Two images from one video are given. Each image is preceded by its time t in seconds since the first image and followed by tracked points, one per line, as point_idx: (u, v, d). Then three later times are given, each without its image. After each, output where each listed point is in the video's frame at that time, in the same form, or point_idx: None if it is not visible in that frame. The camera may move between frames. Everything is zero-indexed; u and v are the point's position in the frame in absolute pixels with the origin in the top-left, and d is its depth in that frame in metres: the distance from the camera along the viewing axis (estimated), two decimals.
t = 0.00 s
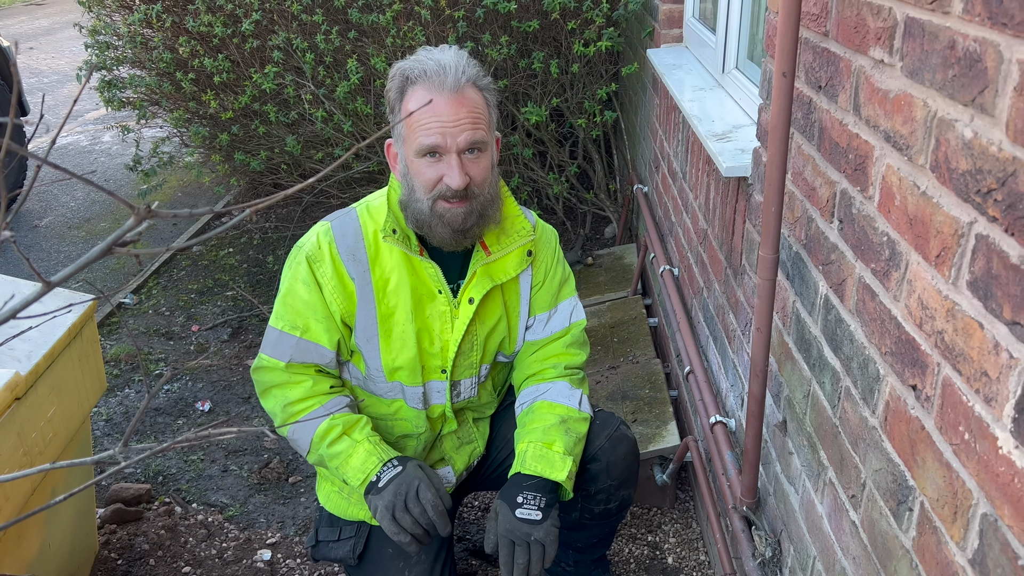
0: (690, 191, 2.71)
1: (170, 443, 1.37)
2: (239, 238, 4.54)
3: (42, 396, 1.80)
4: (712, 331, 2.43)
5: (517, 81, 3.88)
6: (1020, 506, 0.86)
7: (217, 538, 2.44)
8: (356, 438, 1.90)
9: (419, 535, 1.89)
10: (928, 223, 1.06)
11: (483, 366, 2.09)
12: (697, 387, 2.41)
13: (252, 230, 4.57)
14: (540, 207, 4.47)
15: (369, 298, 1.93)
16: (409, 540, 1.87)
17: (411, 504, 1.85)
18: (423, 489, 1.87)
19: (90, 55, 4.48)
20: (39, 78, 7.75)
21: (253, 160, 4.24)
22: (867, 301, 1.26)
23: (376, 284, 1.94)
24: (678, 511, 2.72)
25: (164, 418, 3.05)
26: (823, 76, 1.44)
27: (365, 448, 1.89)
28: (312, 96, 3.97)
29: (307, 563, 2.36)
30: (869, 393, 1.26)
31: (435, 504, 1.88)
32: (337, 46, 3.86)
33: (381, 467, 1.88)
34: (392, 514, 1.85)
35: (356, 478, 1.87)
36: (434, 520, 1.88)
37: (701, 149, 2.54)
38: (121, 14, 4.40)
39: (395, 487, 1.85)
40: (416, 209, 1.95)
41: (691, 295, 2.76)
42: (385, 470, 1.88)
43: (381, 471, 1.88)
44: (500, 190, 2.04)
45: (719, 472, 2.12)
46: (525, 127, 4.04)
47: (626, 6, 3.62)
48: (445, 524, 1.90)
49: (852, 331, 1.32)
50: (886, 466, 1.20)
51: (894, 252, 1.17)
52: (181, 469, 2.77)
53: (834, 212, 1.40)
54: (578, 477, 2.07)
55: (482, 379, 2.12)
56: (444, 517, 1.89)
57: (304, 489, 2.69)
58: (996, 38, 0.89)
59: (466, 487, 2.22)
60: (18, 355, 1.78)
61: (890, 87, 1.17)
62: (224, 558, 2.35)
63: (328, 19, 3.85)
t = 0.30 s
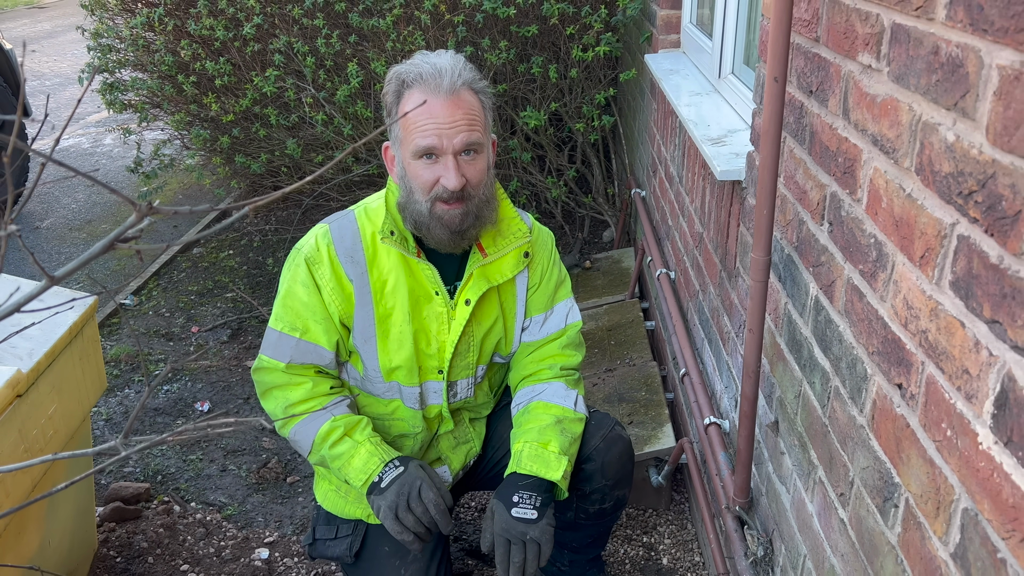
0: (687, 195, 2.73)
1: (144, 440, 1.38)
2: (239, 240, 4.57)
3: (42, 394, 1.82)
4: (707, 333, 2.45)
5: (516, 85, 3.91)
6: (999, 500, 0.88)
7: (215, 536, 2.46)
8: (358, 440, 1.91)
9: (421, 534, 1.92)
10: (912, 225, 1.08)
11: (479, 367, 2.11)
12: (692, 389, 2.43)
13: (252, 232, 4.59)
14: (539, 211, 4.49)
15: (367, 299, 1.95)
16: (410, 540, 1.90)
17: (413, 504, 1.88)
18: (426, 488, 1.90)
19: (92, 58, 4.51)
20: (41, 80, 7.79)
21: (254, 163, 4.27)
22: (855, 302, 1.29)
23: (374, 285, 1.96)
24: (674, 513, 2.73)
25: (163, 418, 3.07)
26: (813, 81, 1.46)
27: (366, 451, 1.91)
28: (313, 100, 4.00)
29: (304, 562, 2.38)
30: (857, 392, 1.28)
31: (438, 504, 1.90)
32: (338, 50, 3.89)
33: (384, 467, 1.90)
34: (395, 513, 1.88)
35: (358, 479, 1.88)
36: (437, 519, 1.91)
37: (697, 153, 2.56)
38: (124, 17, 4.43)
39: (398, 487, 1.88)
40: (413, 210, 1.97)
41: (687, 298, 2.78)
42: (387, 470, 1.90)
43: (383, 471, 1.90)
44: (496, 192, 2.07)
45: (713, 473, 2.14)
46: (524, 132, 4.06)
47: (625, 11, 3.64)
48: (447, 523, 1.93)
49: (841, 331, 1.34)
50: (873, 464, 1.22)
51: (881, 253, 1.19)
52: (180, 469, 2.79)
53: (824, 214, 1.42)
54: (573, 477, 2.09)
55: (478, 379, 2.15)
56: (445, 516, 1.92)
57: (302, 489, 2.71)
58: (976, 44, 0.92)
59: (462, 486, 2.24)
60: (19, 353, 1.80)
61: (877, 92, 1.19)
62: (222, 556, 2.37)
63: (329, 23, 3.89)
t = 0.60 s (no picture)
0: (684, 199, 2.76)
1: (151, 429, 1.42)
2: (241, 243, 4.61)
3: (48, 390, 1.85)
4: (704, 335, 2.48)
5: (517, 91, 3.95)
6: (977, 490, 0.91)
7: (216, 534, 2.49)
8: (358, 441, 1.95)
9: (415, 538, 1.96)
10: (897, 224, 1.11)
11: (478, 367, 2.14)
12: (689, 391, 2.46)
13: (255, 235, 4.63)
14: (539, 216, 4.53)
15: (369, 300, 1.98)
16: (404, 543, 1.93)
17: (410, 509, 1.92)
18: (421, 494, 1.94)
19: (98, 62, 4.57)
20: (46, 84, 7.86)
21: (257, 167, 4.31)
22: (843, 301, 1.32)
23: (376, 286, 1.99)
24: (670, 514, 2.76)
25: (165, 417, 3.11)
26: (805, 87, 1.50)
27: (366, 452, 1.94)
28: (316, 104, 4.05)
29: (304, 560, 2.41)
30: (845, 390, 1.31)
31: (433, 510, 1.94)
32: (341, 55, 3.93)
33: (381, 472, 1.94)
34: (391, 517, 1.91)
35: (356, 482, 1.92)
36: (432, 524, 1.94)
37: (694, 158, 2.60)
38: (130, 22, 4.48)
39: (395, 492, 1.92)
40: (415, 213, 2.00)
41: (684, 301, 2.81)
42: (384, 475, 1.93)
43: (381, 475, 1.93)
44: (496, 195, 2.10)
45: (708, 473, 2.17)
46: (525, 137, 4.11)
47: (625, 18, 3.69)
48: (442, 528, 1.97)
49: (830, 330, 1.37)
50: (861, 459, 1.25)
51: (868, 253, 1.22)
52: (181, 467, 2.83)
53: (814, 216, 1.46)
54: (570, 476, 2.12)
55: (477, 379, 2.18)
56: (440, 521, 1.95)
57: (303, 488, 2.74)
58: (956, 49, 0.95)
59: (460, 485, 2.27)
60: (26, 349, 1.84)
61: (865, 96, 1.23)
62: (224, 554, 2.40)
63: (332, 29, 3.93)
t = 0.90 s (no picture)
0: (683, 204, 2.79)
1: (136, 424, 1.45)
2: (245, 247, 4.65)
3: (54, 388, 1.88)
4: (702, 339, 2.50)
5: (519, 97, 3.99)
6: (960, 483, 0.94)
7: (218, 533, 2.51)
8: (359, 441, 1.97)
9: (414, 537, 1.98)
10: (885, 226, 1.14)
11: (478, 368, 2.17)
12: (686, 393, 2.48)
13: (258, 240, 4.67)
14: (540, 221, 4.56)
15: (370, 301, 2.01)
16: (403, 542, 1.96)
17: (409, 508, 1.94)
18: (421, 493, 1.96)
19: (105, 67, 4.62)
20: (54, 89, 7.92)
21: (261, 171, 4.35)
22: (835, 302, 1.34)
23: (377, 287, 2.02)
24: (669, 517, 2.78)
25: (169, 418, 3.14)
26: (799, 92, 1.52)
27: (366, 452, 1.96)
28: (320, 109, 4.09)
29: (305, 559, 2.43)
30: (836, 389, 1.33)
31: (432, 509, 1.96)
32: (345, 61, 3.97)
33: (381, 471, 1.97)
34: (391, 516, 1.94)
35: (356, 481, 1.94)
36: (431, 524, 1.97)
37: (693, 163, 2.62)
38: (137, 28, 4.53)
39: (395, 491, 1.94)
40: (416, 215, 2.03)
41: (683, 305, 2.84)
42: (385, 473, 1.96)
43: (381, 474, 1.96)
44: (497, 198, 2.13)
45: (705, 474, 2.19)
46: (526, 143, 4.14)
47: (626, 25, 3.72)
48: (441, 528, 2.00)
49: (822, 331, 1.40)
50: (851, 457, 1.28)
51: (858, 255, 1.24)
52: (184, 467, 2.85)
53: (807, 219, 1.48)
54: (568, 476, 2.15)
55: (477, 380, 2.20)
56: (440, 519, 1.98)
57: (304, 489, 2.76)
58: (940, 55, 0.98)
59: (460, 485, 2.30)
60: (33, 347, 1.87)
61: (855, 101, 1.25)
62: (225, 552, 2.42)
63: (336, 35, 3.97)
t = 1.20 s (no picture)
0: (685, 209, 2.81)
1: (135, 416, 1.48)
2: (250, 251, 4.68)
3: (60, 386, 1.90)
4: (702, 343, 2.52)
5: (523, 103, 4.02)
6: (950, 481, 0.95)
7: (221, 533, 2.53)
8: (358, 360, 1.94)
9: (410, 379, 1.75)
10: (879, 228, 1.15)
11: (478, 370, 2.18)
12: (687, 397, 2.49)
13: (263, 244, 4.71)
14: (543, 226, 4.58)
15: (372, 302, 2.03)
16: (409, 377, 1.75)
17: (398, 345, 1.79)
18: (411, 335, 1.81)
19: (113, 72, 4.66)
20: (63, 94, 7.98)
21: (267, 175, 4.38)
22: (831, 304, 1.36)
23: (378, 288, 2.04)
24: (669, 521, 2.78)
25: (172, 420, 3.16)
26: (797, 97, 1.54)
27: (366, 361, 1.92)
28: (326, 114, 4.12)
29: (306, 559, 2.45)
30: (832, 390, 1.35)
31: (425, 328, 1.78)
32: (351, 67, 4.00)
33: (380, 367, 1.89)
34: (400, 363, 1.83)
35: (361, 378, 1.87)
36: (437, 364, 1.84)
37: (694, 169, 2.64)
38: (145, 33, 4.58)
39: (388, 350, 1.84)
40: (422, 220, 2.05)
41: (684, 310, 2.85)
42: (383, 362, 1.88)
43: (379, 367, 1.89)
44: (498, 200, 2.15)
45: (705, 477, 2.20)
46: (530, 148, 4.16)
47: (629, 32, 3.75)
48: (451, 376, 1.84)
49: (819, 333, 1.41)
50: (846, 457, 1.29)
51: (853, 257, 1.26)
52: (188, 468, 2.87)
53: (805, 222, 1.50)
54: (568, 478, 2.16)
55: (478, 381, 2.22)
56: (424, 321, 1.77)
57: (306, 490, 2.78)
58: (933, 60, 0.99)
59: (460, 487, 2.31)
60: (40, 346, 1.89)
61: (851, 105, 1.27)
62: (228, 552, 2.44)
63: (342, 40, 4.00)
